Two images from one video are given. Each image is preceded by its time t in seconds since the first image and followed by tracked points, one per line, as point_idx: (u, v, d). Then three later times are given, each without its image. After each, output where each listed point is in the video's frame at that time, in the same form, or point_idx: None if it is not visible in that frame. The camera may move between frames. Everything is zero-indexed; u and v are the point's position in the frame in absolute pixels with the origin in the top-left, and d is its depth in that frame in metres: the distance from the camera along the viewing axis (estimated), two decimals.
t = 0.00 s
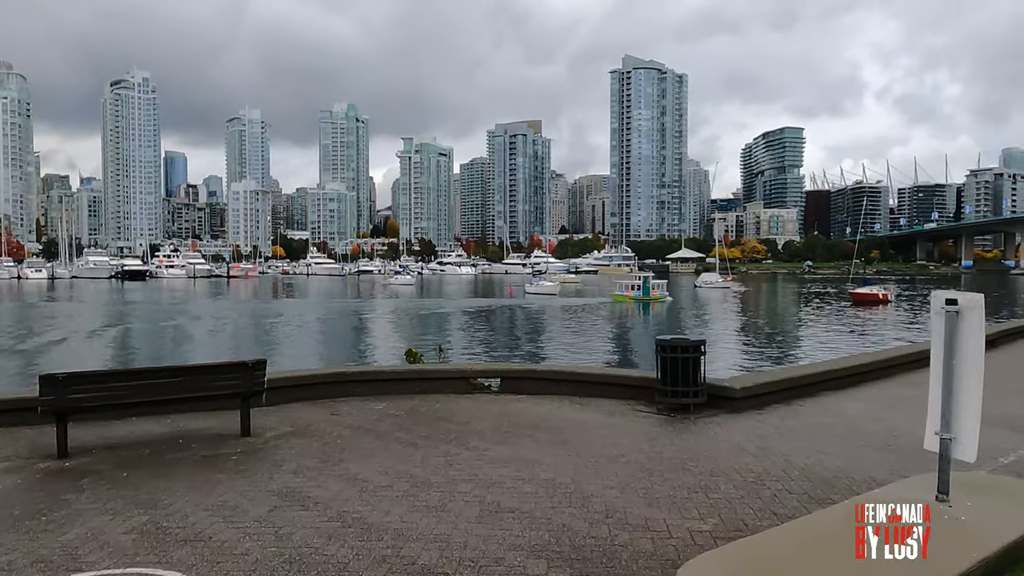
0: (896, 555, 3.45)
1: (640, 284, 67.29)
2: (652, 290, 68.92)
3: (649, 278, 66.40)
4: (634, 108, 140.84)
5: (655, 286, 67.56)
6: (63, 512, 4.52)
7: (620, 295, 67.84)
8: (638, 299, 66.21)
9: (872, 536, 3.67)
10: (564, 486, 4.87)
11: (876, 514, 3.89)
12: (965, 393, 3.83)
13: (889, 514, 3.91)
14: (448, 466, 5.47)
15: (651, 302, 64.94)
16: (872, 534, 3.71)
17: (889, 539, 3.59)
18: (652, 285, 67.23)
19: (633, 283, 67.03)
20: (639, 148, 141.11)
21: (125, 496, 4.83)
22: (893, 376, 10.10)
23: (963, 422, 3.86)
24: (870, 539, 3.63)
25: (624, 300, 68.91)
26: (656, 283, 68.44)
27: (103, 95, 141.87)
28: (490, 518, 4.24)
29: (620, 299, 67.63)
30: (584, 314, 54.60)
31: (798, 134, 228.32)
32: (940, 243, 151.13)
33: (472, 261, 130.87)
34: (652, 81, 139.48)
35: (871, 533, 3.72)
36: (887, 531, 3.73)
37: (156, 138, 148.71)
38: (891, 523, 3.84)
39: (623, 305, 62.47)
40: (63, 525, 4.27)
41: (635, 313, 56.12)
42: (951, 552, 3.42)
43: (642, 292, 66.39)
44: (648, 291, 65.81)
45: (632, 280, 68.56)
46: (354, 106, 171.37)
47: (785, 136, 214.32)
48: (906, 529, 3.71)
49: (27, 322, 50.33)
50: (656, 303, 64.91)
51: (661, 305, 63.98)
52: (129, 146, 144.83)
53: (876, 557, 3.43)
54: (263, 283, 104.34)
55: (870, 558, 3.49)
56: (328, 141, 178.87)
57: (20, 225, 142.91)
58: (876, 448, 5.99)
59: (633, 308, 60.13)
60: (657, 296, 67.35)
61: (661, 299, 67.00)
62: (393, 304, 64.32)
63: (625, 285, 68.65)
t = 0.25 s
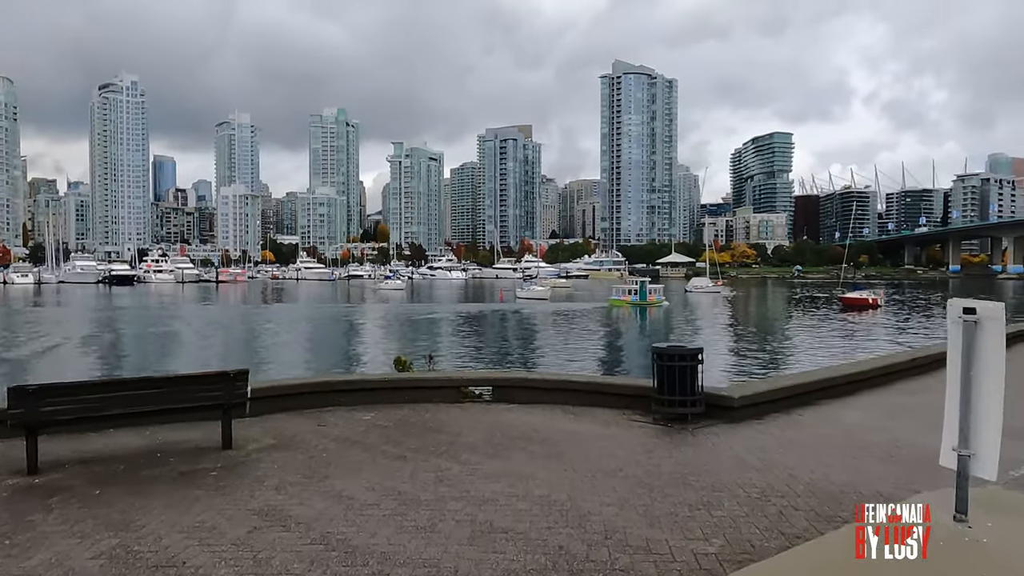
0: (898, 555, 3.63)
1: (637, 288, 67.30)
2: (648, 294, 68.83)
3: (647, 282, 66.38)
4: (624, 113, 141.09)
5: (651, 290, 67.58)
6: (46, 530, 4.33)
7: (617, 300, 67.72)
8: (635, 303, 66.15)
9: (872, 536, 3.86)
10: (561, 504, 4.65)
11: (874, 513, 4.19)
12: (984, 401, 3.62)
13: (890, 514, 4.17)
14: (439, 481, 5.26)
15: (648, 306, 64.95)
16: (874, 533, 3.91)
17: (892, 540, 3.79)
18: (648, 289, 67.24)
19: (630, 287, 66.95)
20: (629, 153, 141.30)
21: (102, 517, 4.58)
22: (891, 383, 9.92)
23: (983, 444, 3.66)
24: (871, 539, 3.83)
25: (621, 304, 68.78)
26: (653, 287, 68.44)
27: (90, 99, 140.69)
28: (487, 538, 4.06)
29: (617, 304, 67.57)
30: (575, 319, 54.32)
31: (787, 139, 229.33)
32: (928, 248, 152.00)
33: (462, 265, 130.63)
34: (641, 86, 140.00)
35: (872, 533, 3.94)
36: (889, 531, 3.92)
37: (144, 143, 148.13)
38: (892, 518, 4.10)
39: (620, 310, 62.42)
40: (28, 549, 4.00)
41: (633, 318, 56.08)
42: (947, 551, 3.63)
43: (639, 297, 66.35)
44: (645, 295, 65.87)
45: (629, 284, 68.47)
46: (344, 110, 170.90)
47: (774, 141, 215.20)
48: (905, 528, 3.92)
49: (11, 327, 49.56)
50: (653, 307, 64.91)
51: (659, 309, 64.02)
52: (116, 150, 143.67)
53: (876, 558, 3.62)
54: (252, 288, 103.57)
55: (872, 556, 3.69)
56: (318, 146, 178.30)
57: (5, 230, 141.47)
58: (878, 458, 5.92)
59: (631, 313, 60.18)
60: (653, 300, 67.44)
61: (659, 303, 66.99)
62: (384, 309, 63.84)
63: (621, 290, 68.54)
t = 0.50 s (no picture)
0: (897, 554, 3.68)
1: (635, 294, 67.26)
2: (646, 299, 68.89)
3: (645, 287, 66.35)
4: (615, 118, 141.38)
5: (651, 296, 67.62)
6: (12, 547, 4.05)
7: (615, 305, 67.57)
8: (633, 309, 66.06)
9: (872, 536, 3.91)
10: (560, 521, 4.37)
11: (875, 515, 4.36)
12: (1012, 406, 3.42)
13: (889, 514, 4.43)
14: (431, 492, 5.02)
15: (646, 312, 64.94)
16: (873, 534, 3.96)
17: (891, 540, 3.84)
18: (646, 295, 67.19)
19: (627, 292, 66.88)
20: (620, 158, 141.45)
21: (71, 534, 4.29)
22: (890, 390, 9.75)
23: (1005, 450, 3.47)
24: (873, 539, 3.86)
25: (618, 310, 68.61)
26: (651, 292, 68.44)
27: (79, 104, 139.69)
28: (477, 556, 3.82)
29: (614, 309, 67.51)
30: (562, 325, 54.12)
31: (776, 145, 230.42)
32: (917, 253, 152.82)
33: (454, 271, 130.37)
34: (632, 92, 140.45)
35: (872, 533, 4.00)
36: (888, 531, 4.03)
37: (133, 148, 147.45)
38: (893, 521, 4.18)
39: (619, 316, 62.38)
40: None
41: (631, 323, 56.04)
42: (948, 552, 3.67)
43: (636, 302, 66.28)
44: (643, 301, 65.86)
45: (627, 289, 68.42)
46: (335, 116, 170.52)
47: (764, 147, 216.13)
48: (908, 530, 3.98)
49: None
50: (651, 313, 64.96)
51: (657, 315, 64.05)
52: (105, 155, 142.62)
53: (874, 557, 3.65)
54: (242, 294, 102.93)
55: (871, 557, 3.72)
56: (309, 151, 177.77)
57: None
58: (882, 463, 5.82)
59: (630, 319, 60.14)
60: (651, 306, 67.55)
61: (656, 308, 66.96)
62: (375, 315, 63.44)
63: (619, 295, 68.46)
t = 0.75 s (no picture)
0: (897, 554, 4.07)
1: (635, 298, 67.19)
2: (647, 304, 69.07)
3: (645, 292, 66.24)
4: (608, 123, 141.49)
5: (650, 301, 67.50)
6: (54, 550, 4.19)
7: (614, 309, 67.39)
8: (633, 313, 66.03)
9: (873, 535, 4.33)
10: (558, 542, 4.17)
11: (877, 514, 4.70)
12: None
13: (890, 514, 4.75)
14: (423, 511, 4.79)
15: (646, 316, 64.85)
16: (874, 533, 4.40)
17: (894, 541, 4.26)
18: (646, 299, 67.15)
19: (628, 296, 66.79)
20: (614, 163, 141.45)
21: (73, 549, 4.23)
22: (895, 398, 9.53)
23: None
24: (872, 539, 4.28)
25: (618, 315, 68.42)
26: (651, 296, 68.44)
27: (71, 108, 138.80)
28: None
29: (614, 313, 67.40)
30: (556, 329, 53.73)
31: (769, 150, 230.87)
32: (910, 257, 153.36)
33: (448, 275, 130.05)
34: (625, 96, 140.51)
35: (872, 533, 4.41)
36: (887, 530, 4.48)
37: (125, 152, 146.75)
38: (892, 520, 4.60)
39: (618, 320, 62.26)
40: None
41: (630, 328, 56.00)
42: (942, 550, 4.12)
43: (636, 306, 66.20)
44: (643, 305, 65.73)
45: (627, 294, 68.47)
46: (328, 120, 170.17)
47: (757, 151, 216.62)
48: (906, 530, 4.49)
49: None
50: (651, 317, 64.87)
51: (658, 319, 64.08)
52: (97, 159, 141.57)
53: (875, 556, 4.01)
54: (234, 298, 102.34)
55: (871, 556, 4.11)
56: (302, 155, 177.21)
57: None
58: (889, 473, 5.78)
59: (630, 323, 60.07)
60: (652, 310, 67.59)
61: (656, 313, 66.91)
62: (369, 320, 63.01)
63: (619, 300, 68.46)
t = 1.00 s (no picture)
0: (896, 554, 4.15)
1: (637, 301, 66.96)
2: (648, 307, 68.85)
3: (647, 295, 66.00)
4: (603, 126, 141.55)
5: (652, 303, 67.22)
6: (60, 558, 4.14)
7: (616, 313, 67.14)
8: (633, 316, 65.87)
9: (872, 536, 4.40)
10: (555, 559, 3.96)
11: (876, 514, 4.76)
12: None
13: (891, 513, 4.80)
14: (412, 526, 4.57)
15: (647, 319, 64.50)
16: (872, 533, 4.47)
17: (893, 540, 4.32)
18: (648, 302, 66.83)
19: (629, 300, 66.47)
20: (609, 166, 141.43)
21: (65, 558, 4.09)
22: (896, 404, 9.37)
23: None
24: (872, 539, 4.34)
25: (620, 318, 68.16)
26: (654, 299, 68.20)
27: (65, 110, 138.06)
28: None
29: (616, 317, 67.16)
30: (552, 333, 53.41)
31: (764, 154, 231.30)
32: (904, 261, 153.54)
33: (443, 279, 129.71)
34: (620, 100, 140.53)
35: (872, 533, 4.48)
36: (887, 531, 4.54)
37: (120, 155, 146.35)
38: (891, 520, 4.68)
39: (621, 323, 62.01)
40: None
41: (632, 331, 55.64)
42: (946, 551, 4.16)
43: (638, 309, 66.01)
44: (645, 308, 65.51)
45: (628, 297, 68.30)
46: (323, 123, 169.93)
47: (752, 155, 217.02)
48: (907, 529, 4.53)
49: None
50: (652, 320, 64.61)
51: (659, 322, 63.88)
52: (91, 162, 140.73)
53: (876, 557, 4.09)
54: (229, 302, 101.79)
55: (873, 555, 4.15)
56: (297, 158, 176.80)
57: None
58: (891, 477, 5.74)
59: (631, 326, 59.79)
60: (653, 313, 67.27)
61: (658, 316, 66.77)
62: (364, 323, 62.66)
63: (619, 303, 68.31)
